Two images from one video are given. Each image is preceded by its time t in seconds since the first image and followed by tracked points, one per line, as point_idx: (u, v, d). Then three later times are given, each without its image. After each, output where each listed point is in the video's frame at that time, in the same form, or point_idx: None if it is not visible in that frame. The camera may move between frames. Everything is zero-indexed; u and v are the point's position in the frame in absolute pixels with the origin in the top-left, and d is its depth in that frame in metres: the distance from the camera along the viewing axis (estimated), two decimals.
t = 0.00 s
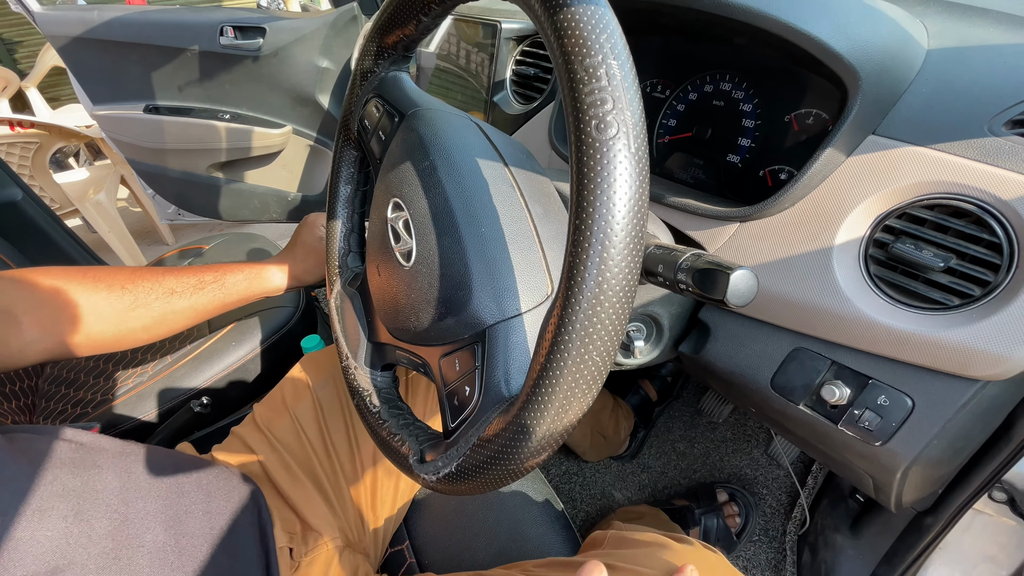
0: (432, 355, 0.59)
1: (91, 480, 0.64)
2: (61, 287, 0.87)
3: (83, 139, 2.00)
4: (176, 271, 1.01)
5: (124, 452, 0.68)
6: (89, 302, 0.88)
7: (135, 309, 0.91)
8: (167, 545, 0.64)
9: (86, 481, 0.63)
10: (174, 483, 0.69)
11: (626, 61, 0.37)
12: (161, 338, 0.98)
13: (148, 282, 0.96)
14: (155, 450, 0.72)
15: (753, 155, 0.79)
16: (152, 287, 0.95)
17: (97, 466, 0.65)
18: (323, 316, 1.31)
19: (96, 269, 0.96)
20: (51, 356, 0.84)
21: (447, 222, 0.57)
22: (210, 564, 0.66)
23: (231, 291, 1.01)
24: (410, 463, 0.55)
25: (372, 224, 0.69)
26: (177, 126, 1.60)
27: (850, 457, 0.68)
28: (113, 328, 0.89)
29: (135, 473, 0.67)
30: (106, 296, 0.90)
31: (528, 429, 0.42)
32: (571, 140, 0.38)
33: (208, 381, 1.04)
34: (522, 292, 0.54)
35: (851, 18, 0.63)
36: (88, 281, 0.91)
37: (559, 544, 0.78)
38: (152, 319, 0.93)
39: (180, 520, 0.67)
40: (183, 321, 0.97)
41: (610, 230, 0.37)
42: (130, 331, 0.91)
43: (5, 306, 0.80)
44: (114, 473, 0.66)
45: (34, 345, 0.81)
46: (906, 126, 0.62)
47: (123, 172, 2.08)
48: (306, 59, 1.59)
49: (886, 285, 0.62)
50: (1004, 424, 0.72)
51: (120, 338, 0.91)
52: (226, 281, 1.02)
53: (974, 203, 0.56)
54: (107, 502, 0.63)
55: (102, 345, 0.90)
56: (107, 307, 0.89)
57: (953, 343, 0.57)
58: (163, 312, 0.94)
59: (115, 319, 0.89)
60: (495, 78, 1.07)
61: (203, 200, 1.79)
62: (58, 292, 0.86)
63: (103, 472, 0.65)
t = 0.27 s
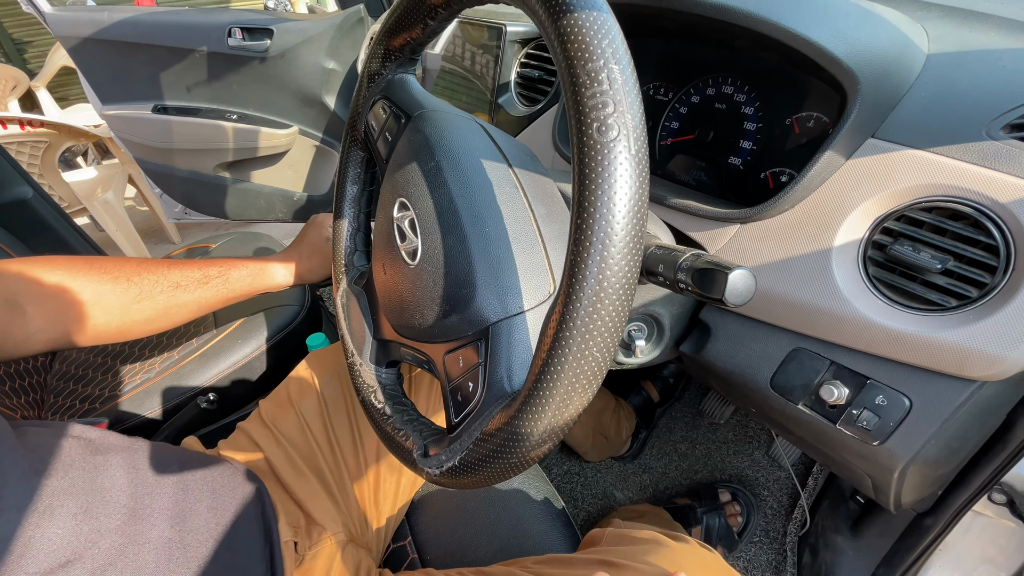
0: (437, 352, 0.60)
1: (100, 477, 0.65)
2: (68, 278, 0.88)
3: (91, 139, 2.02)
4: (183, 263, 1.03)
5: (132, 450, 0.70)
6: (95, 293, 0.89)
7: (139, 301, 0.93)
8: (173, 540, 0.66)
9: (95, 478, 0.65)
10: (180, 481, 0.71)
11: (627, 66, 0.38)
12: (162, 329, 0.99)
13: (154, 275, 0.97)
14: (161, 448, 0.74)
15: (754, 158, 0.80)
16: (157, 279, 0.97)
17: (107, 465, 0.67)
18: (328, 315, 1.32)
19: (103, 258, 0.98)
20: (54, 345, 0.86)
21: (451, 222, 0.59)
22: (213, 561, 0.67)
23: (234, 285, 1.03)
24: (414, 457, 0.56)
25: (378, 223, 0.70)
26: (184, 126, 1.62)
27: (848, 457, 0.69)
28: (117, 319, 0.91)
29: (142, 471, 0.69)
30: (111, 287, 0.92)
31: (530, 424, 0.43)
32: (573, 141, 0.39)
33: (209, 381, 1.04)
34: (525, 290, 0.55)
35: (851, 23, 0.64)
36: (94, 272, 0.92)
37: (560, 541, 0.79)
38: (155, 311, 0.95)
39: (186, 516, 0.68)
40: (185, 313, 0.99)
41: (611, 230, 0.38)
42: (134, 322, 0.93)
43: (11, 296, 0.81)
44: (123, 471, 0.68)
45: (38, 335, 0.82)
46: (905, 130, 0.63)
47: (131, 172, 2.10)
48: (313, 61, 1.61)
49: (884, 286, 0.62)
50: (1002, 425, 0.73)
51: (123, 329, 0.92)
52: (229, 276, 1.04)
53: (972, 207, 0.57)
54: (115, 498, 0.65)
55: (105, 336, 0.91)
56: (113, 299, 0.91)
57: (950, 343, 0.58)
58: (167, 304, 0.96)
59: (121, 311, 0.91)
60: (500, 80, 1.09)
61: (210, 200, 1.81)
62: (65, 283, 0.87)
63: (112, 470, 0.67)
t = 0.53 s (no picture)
0: (443, 349, 0.61)
1: (108, 475, 0.66)
2: (78, 278, 0.89)
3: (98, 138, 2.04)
4: (193, 263, 1.03)
5: (137, 447, 0.71)
6: (105, 293, 0.90)
7: (149, 302, 0.94)
8: (178, 538, 0.66)
9: (102, 476, 0.66)
10: (187, 479, 0.71)
11: (636, 64, 0.38)
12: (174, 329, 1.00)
13: (162, 274, 0.98)
14: (170, 446, 0.74)
15: (759, 158, 0.80)
16: (167, 279, 0.98)
17: (113, 463, 0.68)
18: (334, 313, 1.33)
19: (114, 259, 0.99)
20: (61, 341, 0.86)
21: (458, 219, 0.59)
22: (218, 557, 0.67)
23: (241, 286, 1.03)
24: (420, 453, 0.57)
25: (385, 221, 0.70)
26: (191, 126, 1.63)
27: (852, 457, 0.69)
28: (127, 319, 0.92)
29: (148, 469, 0.69)
30: (121, 288, 0.92)
31: (537, 419, 0.44)
32: (582, 138, 0.40)
33: (214, 379, 1.05)
34: (531, 288, 0.56)
35: (858, 24, 0.64)
36: (104, 272, 0.93)
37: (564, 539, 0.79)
38: (165, 311, 0.95)
39: (190, 515, 0.68)
40: (196, 313, 0.99)
41: (619, 227, 0.39)
42: (144, 323, 0.93)
43: (24, 294, 0.82)
44: (129, 469, 0.68)
45: (50, 333, 0.84)
46: (911, 130, 0.63)
47: (138, 171, 2.11)
48: (319, 61, 1.61)
49: (890, 286, 0.63)
50: (1008, 426, 0.73)
51: (134, 328, 0.93)
52: (237, 276, 1.04)
53: (978, 207, 0.57)
54: (121, 496, 0.65)
55: (116, 335, 0.92)
56: (123, 299, 0.91)
57: (956, 344, 0.58)
58: (177, 304, 0.96)
59: (130, 310, 0.92)
60: (506, 81, 1.09)
61: (216, 199, 1.82)
62: (76, 284, 0.88)
63: (118, 467, 0.67)
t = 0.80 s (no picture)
0: (445, 352, 0.61)
1: (112, 471, 0.66)
2: (86, 285, 0.90)
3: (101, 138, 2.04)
4: (197, 271, 1.04)
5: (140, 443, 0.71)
6: (111, 300, 0.91)
7: (155, 309, 0.94)
8: (180, 533, 0.65)
9: (107, 471, 0.66)
10: (189, 476, 0.71)
11: (639, 70, 0.38)
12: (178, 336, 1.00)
13: (167, 282, 0.98)
14: (174, 448, 0.75)
15: (761, 162, 0.80)
16: (170, 287, 0.98)
17: (117, 458, 0.68)
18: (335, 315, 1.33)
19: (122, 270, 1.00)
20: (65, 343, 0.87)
21: (461, 223, 0.59)
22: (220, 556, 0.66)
23: (246, 291, 1.04)
24: (421, 456, 0.57)
25: (388, 224, 0.70)
26: (194, 127, 1.64)
27: (853, 462, 0.69)
28: (133, 326, 0.92)
29: (150, 465, 0.70)
30: (128, 296, 0.93)
31: (539, 424, 0.44)
32: (584, 144, 0.40)
33: (214, 381, 1.05)
34: (533, 291, 0.56)
35: (860, 30, 0.64)
36: (110, 280, 0.93)
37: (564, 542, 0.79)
38: (170, 318, 0.95)
39: (193, 510, 0.68)
40: (201, 321, 1.00)
41: (622, 233, 0.39)
42: (149, 330, 0.93)
43: (34, 302, 0.82)
44: (133, 465, 0.68)
45: (59, 340, 0.84)
46: (913, 136, 0.63)
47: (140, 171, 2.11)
48: (322, 63, 1.61)
49: (892, 291, 0.63)
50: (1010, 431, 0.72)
51: (139, 337, 0.93)
52: (241, 281, 1.04)
53: (980, 213, 0.57)
54: (125, 490, 0.65)
55: (122, 343, 0.92)
56: (129, 306, 0.92)
57: (958, 349, 0.58)
58: (182, 312, 0.97)
59: (136, 318, 0.92)
60: (508, 83, 1.09)
61: (218, 200, 1.82)
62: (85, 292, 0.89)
63: (122, 463, 0.67)
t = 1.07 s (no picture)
0: (451, 357, 0.60)
1: (121, 467, 0.65)
2: (93, 290, 0.90)
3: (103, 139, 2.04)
4: (201, 275, 1.03)
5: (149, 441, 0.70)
6: (118, 305, 0.90)
7: (162, 314, 0.93)
8: (186, 531, 0.64)
9: (115, 467, 0.64)
10: (199, 475, 0.69)
11: (654, 73, 0.38)
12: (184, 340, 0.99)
13: (172, 286, 0.98)
14: (183, 448, 0.73)
15: (769, 166, 0.79)
16: (177, 291, 0.97)
17: (127, 457, 0.66)
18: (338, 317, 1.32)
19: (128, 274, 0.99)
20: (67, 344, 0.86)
21: (469, 226, 0.58)
22: (230, 556, 0.65)
23: (250, 296, 1.04)
24: (428, 462, 0.56)
25: (393, 227, 0.70)
26: (196, 128, 1.63)
27: (862, 468, 0.69)
28: (140, 331, 0.91)
29: (160, 463, 0.68)
30: (135, 301, 0.92)
31: (550, 431, 0.43)
32: (598, 148, 0.39)
33: (222, 381, 1.05)
34: (541, 296, 0.55)
35: (871, 32, 0.64)
36: (116, 285, 0.93)
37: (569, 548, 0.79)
38: (176, 322, 0.95)
39: (200, 509, 0.66)
40: (207, 325, 0.99)
41: (636, 238, 0.38)
42: (156, 334, 0.93)
43: (44, 306, 0.82)
44: (141, 462, 0.67)
45: (67, 344, 0.83)
46: (925, 139, 0.62)
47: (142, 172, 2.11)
48: (324, 64, 1.61)
49: (904, 297, 0.62)
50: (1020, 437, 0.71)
51: (147, 339, 0.92)
52: (245, 286, 1.04)
53: (993, 217, 0.57)
54: (133, 486, 0.64)
55: (129, 347, 0.92)
56: (135, 311, 0.91)
57: (971, 355, 0.57)
58: (187, 316, 0.96)
59: (143, 322, 0.91)
60: (513, 85, 1.08)
61: (220, 201, 1.82)
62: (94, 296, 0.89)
63: (131, 461, 0.66)
